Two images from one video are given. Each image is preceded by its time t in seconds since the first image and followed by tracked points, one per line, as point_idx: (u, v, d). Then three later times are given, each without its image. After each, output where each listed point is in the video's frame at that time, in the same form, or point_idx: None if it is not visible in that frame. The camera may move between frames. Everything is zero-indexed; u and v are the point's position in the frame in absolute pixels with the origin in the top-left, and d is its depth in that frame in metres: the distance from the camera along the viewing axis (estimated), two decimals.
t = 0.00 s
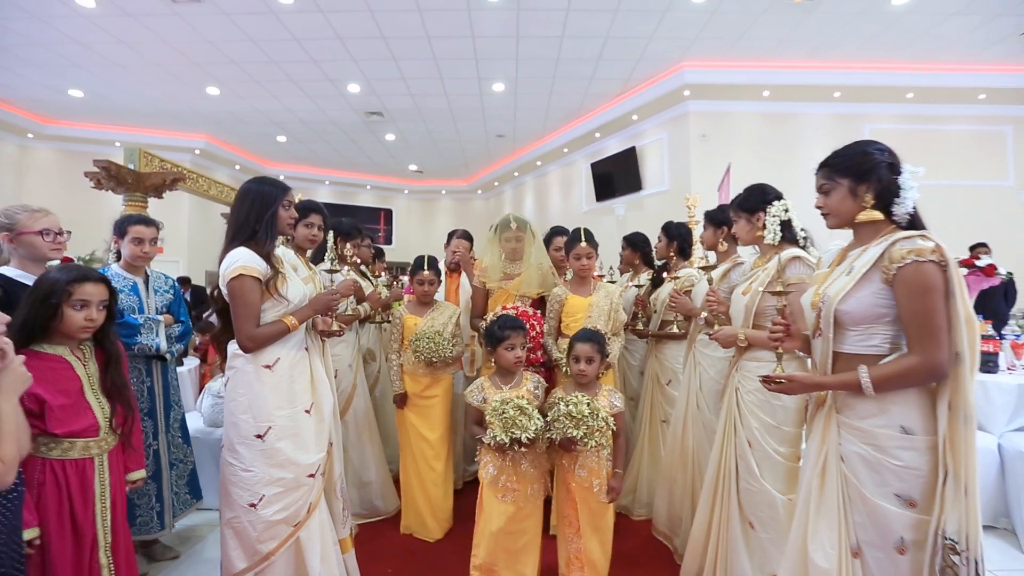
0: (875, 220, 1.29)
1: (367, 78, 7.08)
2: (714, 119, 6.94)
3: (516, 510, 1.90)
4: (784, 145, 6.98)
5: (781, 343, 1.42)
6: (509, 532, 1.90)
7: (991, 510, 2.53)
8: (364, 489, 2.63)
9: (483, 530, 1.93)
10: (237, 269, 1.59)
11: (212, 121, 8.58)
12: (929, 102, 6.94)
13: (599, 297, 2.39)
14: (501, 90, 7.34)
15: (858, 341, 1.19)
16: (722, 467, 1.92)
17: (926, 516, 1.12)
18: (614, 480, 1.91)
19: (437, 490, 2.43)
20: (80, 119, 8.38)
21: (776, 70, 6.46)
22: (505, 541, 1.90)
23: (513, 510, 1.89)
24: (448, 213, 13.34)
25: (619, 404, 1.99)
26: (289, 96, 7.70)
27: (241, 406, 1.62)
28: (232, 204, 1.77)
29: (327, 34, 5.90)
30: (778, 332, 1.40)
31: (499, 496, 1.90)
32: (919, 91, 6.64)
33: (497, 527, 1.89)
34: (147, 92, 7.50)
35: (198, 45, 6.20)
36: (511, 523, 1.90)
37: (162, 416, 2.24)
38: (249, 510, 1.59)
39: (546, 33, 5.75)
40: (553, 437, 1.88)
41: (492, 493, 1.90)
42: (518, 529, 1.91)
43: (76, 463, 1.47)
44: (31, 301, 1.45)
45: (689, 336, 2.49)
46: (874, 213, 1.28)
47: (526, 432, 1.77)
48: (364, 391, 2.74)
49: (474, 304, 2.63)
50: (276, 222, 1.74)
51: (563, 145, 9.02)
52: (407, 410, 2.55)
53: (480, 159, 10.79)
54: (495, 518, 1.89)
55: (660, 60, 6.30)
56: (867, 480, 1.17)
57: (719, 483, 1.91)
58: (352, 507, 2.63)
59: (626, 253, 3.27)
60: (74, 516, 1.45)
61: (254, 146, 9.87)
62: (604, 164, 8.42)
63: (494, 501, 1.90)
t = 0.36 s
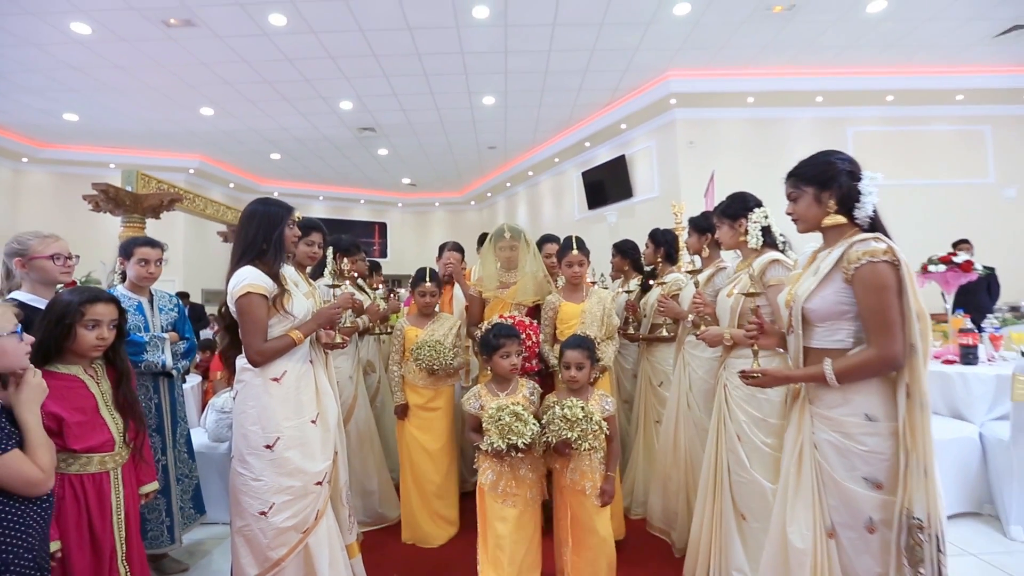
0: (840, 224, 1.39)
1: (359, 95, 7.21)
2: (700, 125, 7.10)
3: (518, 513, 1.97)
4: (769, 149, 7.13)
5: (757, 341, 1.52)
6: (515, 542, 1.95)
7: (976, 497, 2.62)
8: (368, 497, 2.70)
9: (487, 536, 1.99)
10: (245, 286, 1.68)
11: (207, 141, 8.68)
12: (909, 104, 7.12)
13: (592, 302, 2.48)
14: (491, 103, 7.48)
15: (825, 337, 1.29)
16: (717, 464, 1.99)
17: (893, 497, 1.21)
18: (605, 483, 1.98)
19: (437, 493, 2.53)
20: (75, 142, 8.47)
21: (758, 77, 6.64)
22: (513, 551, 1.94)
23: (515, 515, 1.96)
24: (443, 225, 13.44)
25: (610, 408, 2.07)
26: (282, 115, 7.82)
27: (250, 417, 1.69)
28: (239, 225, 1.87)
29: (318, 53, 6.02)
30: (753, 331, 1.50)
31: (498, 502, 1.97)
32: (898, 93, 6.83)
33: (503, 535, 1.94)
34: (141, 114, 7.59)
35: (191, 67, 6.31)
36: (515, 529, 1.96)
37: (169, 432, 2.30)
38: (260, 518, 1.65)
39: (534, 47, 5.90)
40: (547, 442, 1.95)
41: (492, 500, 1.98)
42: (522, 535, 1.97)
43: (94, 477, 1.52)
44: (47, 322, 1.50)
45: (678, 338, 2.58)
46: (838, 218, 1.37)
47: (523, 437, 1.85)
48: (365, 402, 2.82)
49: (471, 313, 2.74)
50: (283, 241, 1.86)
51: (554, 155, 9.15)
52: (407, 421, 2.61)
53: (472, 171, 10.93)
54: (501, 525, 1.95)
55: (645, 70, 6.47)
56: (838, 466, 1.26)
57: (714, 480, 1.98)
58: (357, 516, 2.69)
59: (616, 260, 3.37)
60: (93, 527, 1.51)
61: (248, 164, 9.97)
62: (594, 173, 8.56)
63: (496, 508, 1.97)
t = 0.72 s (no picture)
0: (811, 230, 1.46)
1: (350, 104, 7.27)
2: (687, 132, 7.24)
3: (511, 518, 2.01)
4: (754, 155, 7.28)
5: (735, 340, 1.61)
6: (509, 547, 1.99)
7: (954, 491, 2.71)
8: (363, 502, 2.73)
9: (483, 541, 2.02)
10: (246, 295, 1.74)
11: (197, 150, 8.69)
12: (889, 110, 7.32)
13: (585, 307, 2.55)
14: (481, 111, 7.57)
15: (797, 337, 1.38)
16: (705, 462, 2.05)
17: (863, 487, 1.29)
18: (598, 488, 2.02)
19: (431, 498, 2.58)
20: (63, 152, 8.43)
21: (743, 85, 6.79)
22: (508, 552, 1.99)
23: (509, 521, 2.00)
24: (434, 232, 13.49)
25: (604, 412, 2.13)
26: (273, 124, 7.86)
27: (251, 423, 1.74)
28: (239, 236, 1.94)
29: (310, 64, 6.09)
30: (731, 332, 1.59)
31: (491, 508, 2.02)
32: (878, 100, 7.02)
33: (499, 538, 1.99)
34: (131, 125, 7.59)
35: (182, 78, 6.34)
36: (511, 532, 2.00)
37: (166, 440, 2.33)
38: (261, 521, 1.70)
39: (522, 57, 6.01)
40: (542, 445, 2.00)
41: (486, 506, 2.01)
42: (515, 540, 2.01)
43: (97, 482, 1.55)
44: (53, 331, 1.55)
45: (665, 340, 2.65)
46: (809, 224, 1.46)
47: (519, 441, 1.91)
48: (359, 408, 2.86)
49: (462, 320, 2.76)
50: (283, 251, 1.94)
51: (544, 162, 9.26)
52: (401, 424, 2.63)
53: (463, 178, 11.01)
54: (495, 533, 1.99)
55: (632, 79, 6.60)
56: (812, 459, 1.34)
57: (703, 477, 2.05)
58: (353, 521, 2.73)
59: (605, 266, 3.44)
60: (96, 533, 1.53)
61: (239, 173, 9.98)
62: (584, 179, 8.67)
63: (490, 513, 2.00)
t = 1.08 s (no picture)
0: (784, 237, 1.56)
1: (343, 104, 7.30)
2: (677, 136, 7.36)
3: (496, 515, 2.08)
4: (742, 159, 7.43)
5: (714, 339, 1.71)
6: (495, 544, 2.06)
7: (925, 485, 2.83)
8: (356, 495, 2.81)
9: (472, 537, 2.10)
10: (247, 293, 1.81)
11: (189, 147, 8.65)
12: (873, 117, 7.50)
13: (578, 307, 2.60)
14: (474, 113, 7.63)
15: (770, 336, 1.47)
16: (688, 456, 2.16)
17: (827, 475, 1.38)
18: (592, 484, 2.05)
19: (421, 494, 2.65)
20: (51, 148, 8.35)
21: (731, 91, 6.93)
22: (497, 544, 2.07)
23: (494, 517, 2.07)
24: (426, 231, 13.53)
25: (599, 409, 2.17)
26: (266, 122, 7.86)
27: (251, 416, 1.81)
28: (238, 235, 1.99)
29: (303, 63, 6.12)
30: (711, 331, 1.68)
31: (477, 504, 2.08)
32: (862, 107, 7.18)
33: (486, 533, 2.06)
34: (121, 120, 7.55)
35: (174, 74, 6.33)
36: (499, 530, 2.07)
37: (162, 434, 2.37)
38: (261, 510, 1.77)
39: (515, 60, 6.09)
40: (536, 440, 2.06)
41: (473, 502, 2.08)
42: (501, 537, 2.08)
43: (102, 472, 1.60)
44: (59, 327, 1.60)
45: (650, 339, 2.74)
46: (782, 231, 1.55)
47: (506, 434, 1.97)
48: (353, 405, 2.93)
49: (451, 319, 2.81)
50: (282, 250, 2.01)
51: (536, 163, 9.34)
52: (392, 422, 2.66)
53: (455, 178, 11.07)
54: (482, 529, 2.06)
55: (623, 83, 6.70)
56: (783, 450, 1.44)
57: (686, 469, 2.16)
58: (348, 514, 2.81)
59: (594, 266, 3.51)
60: (101, 521, 1.58)
61: (230, 170, 9.95)
62: (575, 180, 8.77)
63: (478, 510, 2.07)
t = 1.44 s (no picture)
0: (776, 237, 1.63)
1: (350, 98, 7.35)
2: (682, 133, 7.39)
3: (496, 504, 2.14)
4: (747, 157, 7.45)
5: (709, 335, 1.77)
6: (493, 533, 2.14)
7: (917, 481, 2.89)
8: (362, 481, 2.91)
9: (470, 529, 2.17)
10: (262, 285, 1.89)
11: (197, 139, 8.74)
12: (879, 116, 7.50)
13: (584, 302, 2.68)
14: (480, 108, 7.68)
15: (761, 331, 1.55)
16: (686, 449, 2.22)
17: (814, 465, 1.45)
18: (600, 476, 2.10)
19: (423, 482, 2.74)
20: (61, 138, 8.46)
21: (737, 88, 6.95)
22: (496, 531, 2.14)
23: (494, 507, 2.13)
24: (431, 225, 13.61)
25: (607, 401, 2.18)
26: (273, 115, 7.92)
27: (265, 401, 1.90)
28: (252, 228, 2.07)
29: (312, 57, 6.18)
30: (706, 327, 1.74)
31: (475, 494, 2.15)
32: (869, 106, 7.18)
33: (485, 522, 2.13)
34: (131, 112, 7.63)
35: (184, 67, 6.40)
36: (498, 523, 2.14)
37: (178, 418, 2.47)
38: (274, 490, 1.86)
39: (521, 57, 6.14)
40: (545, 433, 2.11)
41: (472, 492, 2.16)
42: (500, 527, 2.14)
43: (124, 452, 1.67)
44: (86, 315, 1.69)
45: (650, 334, 2.81)
46: (775, 231, 1.62)
47: (503, 426, 2.04)
48: (361, 394, 3.02)
49: (453, 313, 2.85)
50: (294, 244, 2.09)
51: (541, 159, 9.38)
52: (392, 414, 2.75)
53: (460, 173, 11.13)
54: (476, 516, 2.13)
55: (629, 80, 6.73)
56: (772, 440, 1.51)
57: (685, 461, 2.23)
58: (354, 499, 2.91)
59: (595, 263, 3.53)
60: (124, 497, 1.65)
61: (238, 163, 10.04)
62: (580, 176, 8.81)
63: (475, 501, 2.14)
